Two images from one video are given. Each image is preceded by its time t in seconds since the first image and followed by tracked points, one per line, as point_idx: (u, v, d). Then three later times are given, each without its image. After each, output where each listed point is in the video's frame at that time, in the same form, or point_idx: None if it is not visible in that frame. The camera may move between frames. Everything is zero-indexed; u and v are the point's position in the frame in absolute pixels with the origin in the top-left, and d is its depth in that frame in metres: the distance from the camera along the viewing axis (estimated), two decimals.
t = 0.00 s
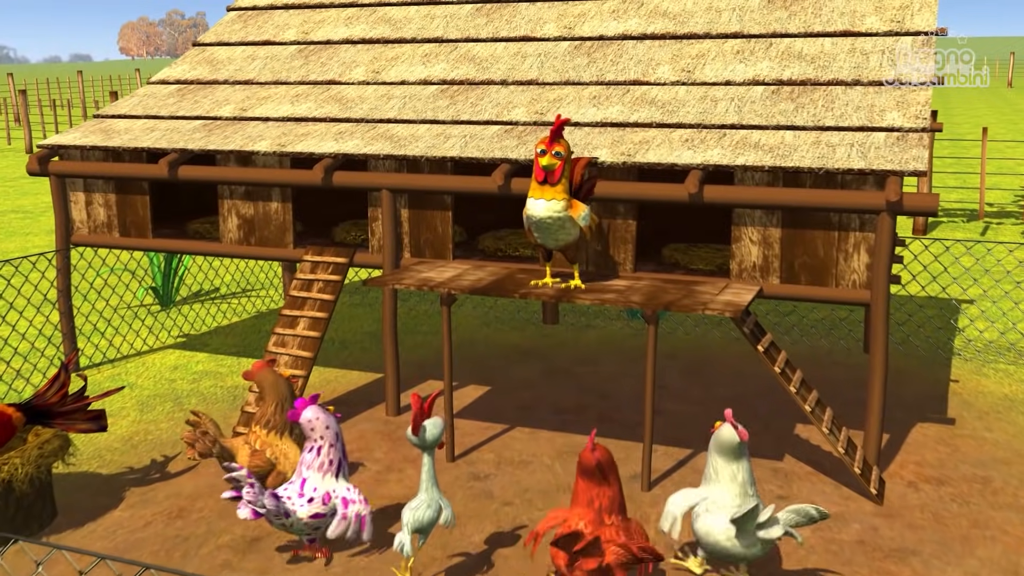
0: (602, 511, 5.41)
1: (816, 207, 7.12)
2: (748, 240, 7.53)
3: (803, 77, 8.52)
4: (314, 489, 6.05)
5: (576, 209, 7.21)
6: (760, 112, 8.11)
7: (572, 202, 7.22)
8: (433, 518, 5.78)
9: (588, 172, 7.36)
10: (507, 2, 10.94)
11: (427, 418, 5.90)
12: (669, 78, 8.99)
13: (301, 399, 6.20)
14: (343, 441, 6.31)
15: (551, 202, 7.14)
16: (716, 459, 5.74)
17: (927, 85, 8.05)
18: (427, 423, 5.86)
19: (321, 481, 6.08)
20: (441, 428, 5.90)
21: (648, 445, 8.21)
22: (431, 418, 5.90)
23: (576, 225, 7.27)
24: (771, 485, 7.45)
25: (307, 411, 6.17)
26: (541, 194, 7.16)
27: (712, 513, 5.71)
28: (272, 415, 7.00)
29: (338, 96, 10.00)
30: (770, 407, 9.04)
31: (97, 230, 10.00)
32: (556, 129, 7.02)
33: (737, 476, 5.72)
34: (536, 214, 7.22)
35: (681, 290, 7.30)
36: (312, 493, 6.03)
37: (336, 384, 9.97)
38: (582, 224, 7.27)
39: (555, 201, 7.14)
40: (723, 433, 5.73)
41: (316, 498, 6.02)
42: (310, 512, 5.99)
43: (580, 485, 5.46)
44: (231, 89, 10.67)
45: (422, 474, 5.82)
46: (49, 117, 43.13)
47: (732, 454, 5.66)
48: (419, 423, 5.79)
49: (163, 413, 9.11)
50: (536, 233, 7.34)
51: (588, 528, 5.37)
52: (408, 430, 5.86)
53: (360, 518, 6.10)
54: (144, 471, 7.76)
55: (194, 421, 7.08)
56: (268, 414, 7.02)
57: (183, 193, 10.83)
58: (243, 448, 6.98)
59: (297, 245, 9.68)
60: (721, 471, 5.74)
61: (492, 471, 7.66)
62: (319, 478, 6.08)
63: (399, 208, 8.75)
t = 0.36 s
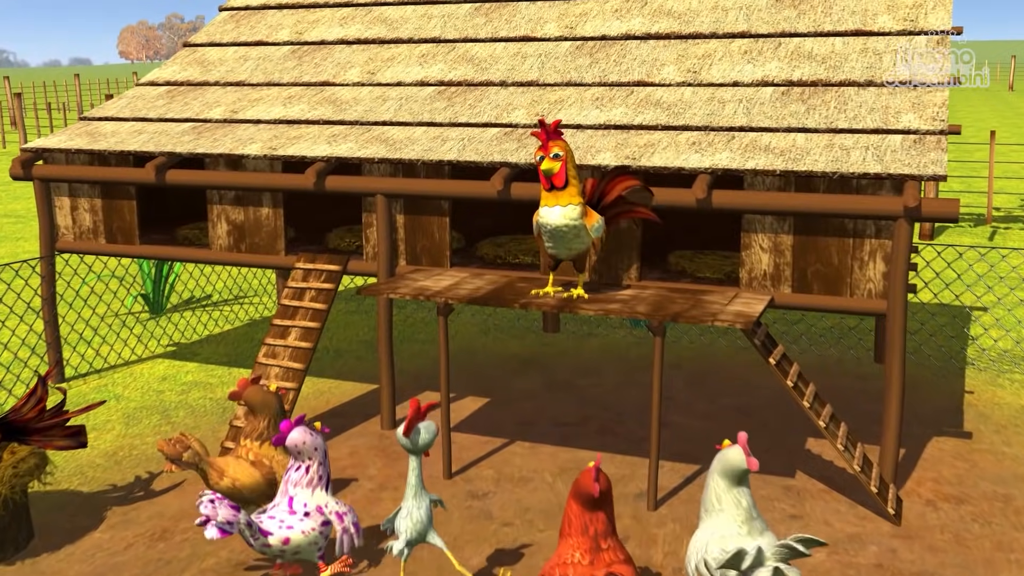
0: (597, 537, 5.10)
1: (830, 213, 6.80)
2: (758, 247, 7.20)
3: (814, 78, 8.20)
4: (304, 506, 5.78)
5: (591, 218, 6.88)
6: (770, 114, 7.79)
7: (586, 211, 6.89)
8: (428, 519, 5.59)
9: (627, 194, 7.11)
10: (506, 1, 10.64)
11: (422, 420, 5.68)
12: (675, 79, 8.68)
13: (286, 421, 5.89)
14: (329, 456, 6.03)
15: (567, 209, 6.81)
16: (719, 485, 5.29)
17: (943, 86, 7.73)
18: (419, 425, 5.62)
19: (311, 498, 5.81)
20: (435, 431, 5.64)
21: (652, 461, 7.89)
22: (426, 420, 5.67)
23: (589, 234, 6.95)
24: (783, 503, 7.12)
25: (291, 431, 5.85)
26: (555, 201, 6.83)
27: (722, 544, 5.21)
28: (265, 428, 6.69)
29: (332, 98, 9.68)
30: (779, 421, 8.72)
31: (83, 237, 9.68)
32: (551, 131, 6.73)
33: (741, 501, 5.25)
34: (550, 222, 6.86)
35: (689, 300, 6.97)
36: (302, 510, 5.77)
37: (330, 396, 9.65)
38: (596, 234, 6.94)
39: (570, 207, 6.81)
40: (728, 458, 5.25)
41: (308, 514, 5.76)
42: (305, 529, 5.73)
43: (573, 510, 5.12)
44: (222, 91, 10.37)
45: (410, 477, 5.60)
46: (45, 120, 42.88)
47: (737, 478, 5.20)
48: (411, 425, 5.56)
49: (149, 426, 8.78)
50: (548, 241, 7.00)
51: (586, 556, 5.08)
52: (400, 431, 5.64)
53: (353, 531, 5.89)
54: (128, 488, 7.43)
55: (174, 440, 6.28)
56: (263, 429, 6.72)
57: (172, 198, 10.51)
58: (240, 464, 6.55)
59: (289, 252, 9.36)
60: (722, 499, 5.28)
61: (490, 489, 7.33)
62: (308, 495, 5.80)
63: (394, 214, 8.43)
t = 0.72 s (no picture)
0: (619, 565, 4.74)
1: (846, 219, 6.45)
2: (769, 255, 6.85)
3: (825, 78, 7.87)
4: (284, 536, 5.39)
5: (577, 223, 6.55)
6: (780, 115, 7.46)
7: (571, 215, 6.55)
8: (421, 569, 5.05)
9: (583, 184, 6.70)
10: None
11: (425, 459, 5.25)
12: (680, 79, 8.35)
13: (273, 438, 5.49)
14: (321, 482, 5.60)
15: (548, 214, 6.49)
16: (750, 500, 4.97)
17: (961, 86, 7.39)
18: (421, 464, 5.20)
19: (293, 528, 5.41)
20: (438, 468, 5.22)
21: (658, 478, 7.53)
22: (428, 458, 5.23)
23: (576, 241, 6.61)
24: (795, 523, 6.77)
25: (280, 451, 5.45)
26: (538, 205, 6.53)
27: (746, 561, 4.91)
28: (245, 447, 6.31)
29: (324, 99, 9.34)
30: (789, 435, 8.37)
31: (65, 243, 9.33)
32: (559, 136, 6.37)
33: (771, 519, 4.93)
34: (532, 228, 6.57)
35: (696, 310, 6.62)
36: (281, 540, 5.38)
37: (321, 409, 9.29)
38: (583, 239, 6.60)
39: (553, 213, 6.49)
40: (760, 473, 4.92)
41: (285, 546, 5.36)
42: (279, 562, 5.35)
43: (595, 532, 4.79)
44: (210, 92, 10.03)
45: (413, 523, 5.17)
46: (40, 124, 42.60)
47: (770, 494, 4.87)
48: (411, 464, 5.10)
49: (132, 441, 8.43)
50: (532, 248, 6.69)
51: None
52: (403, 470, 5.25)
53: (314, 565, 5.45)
54: (107, 507, 7.08)
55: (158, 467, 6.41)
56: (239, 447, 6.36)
57: (159, 203, 10.18)
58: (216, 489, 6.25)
59: (279, 259, 9.02)
60: (753, 515, 4.96)
61: (488, 508, 6.98)
62: (292, 525, 5.40)
63: (387, 220, 8.09)
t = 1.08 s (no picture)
0: None
1: (860, 225, 6.13)
2: (779, 262, 6.52)
3: (835, 77, 7.55)
4: (264, 549, 5.13)
5: (594, 230, 6.24)
6: (789, 116, 7.14)
7: (589, 221, 6.25)
8: None
9: (629, 198, 6.44)
10: None
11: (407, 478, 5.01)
12: (683, 79, 8.04)
13: (239, 453, 5.34)
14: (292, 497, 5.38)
15: (566, 218, 6.15)
16: (737, 535, 4.72)
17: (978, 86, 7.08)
18: (403, 483, 4.95)
19: (272, 539, 5.18)
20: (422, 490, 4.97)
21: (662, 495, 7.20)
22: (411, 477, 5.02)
23: (592, 247, 6.30)
24: (807, 544, 6.43)
25: (245, 467, 5.28)
26: (553, 210, 6.18)
27: None
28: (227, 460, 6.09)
29: (314, 100, 9.01)
30: (798, 449, 8.04)
31: (45, 249, 8.99)
32: (553, 132, 6.04)
33: (761, 555, 4.68)
34: (548, 234, 6.22)
35: (703, 320, 6.30)
36: (262, 553, 5.09)
37: (311, 421, 8.95)
38: (599, 247, 6.30)
39: (571, 218, 6.16)
40: (746, 505, 4.67)
41: (268, 557, 5.07)
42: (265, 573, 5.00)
43: (565, 564, 4.48)
44: (197, 93, 9.70)
45: (397, 547, 4.90)
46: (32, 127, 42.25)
47: (756, 530, 4.65)
48: (393, 482, 4.89)
49: (113, 456, 8.09)
50: (547, 256, 6.34)
51: None
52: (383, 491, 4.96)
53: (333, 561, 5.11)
54: (83, 527, 6.74)
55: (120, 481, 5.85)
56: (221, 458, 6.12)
57: (145, 209, 9.88)
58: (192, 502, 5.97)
59: (267, 266, 8.69)
60: (740, 552, 4.71)
61: (484, 528, 6.64)
62: (270, 537, 5.18)
63: (379, 225, 7.77)
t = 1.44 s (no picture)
0: None
1: (878, 231, 5.76)
2: (790, 270, 6.14)
3: (847, 75, 7.19)
4: None
5: (583, 233, 5.86)
6: (799, 116, 6.78)
7: (578, 224, 5.87)
8: None
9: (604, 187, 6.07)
10: None
11: (392, 516, 4.57)
12: (687, 78, 7.68)
13: (229, 486, 4.87)
14: (284, 531, 4.96)
15: (552, 223, 5.79)
16: (763, 567, 4.41)
17: (997, 84, 6.72)
18: (390, 524, 4.54)
19: None
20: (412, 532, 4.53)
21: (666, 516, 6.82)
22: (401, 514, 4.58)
23: (583, 251, 5.92)
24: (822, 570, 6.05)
25: (235, 501, 4.83)
26: (539, 214, 5.83)
27: None
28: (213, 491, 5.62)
29: (301, 100, 8.64)
30: (808, 466, 7.67)
31: (19, 256, 8.60)
32: (550, 133, 5.64)
33: None
34: (533, 239, 5.88)
35: (710, 333, 5.93)
36: None
37: (298, 436, 8.57)
38: (590, 250, 5.91)
39: (559, 222, 5.79)
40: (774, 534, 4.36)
41: None
42: None
43: None
44: (179, 94, 9.32)
45: None
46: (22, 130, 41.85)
47: (787, 560, 4.34)
48: (379, 526, 4.48)
49: (88, 474, 7.70)
50: (533, 261, 5.99)
51: None
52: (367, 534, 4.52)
53: None
54: (52, 552, 6.34)
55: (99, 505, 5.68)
56: (200, 488, 5.65)
57: (127, 218, 9.52)
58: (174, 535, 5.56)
59: (251, 274, 8.31)
60: None
61: (478, 553, 6.25)
62: None
63: (368, 231, 7.40)
